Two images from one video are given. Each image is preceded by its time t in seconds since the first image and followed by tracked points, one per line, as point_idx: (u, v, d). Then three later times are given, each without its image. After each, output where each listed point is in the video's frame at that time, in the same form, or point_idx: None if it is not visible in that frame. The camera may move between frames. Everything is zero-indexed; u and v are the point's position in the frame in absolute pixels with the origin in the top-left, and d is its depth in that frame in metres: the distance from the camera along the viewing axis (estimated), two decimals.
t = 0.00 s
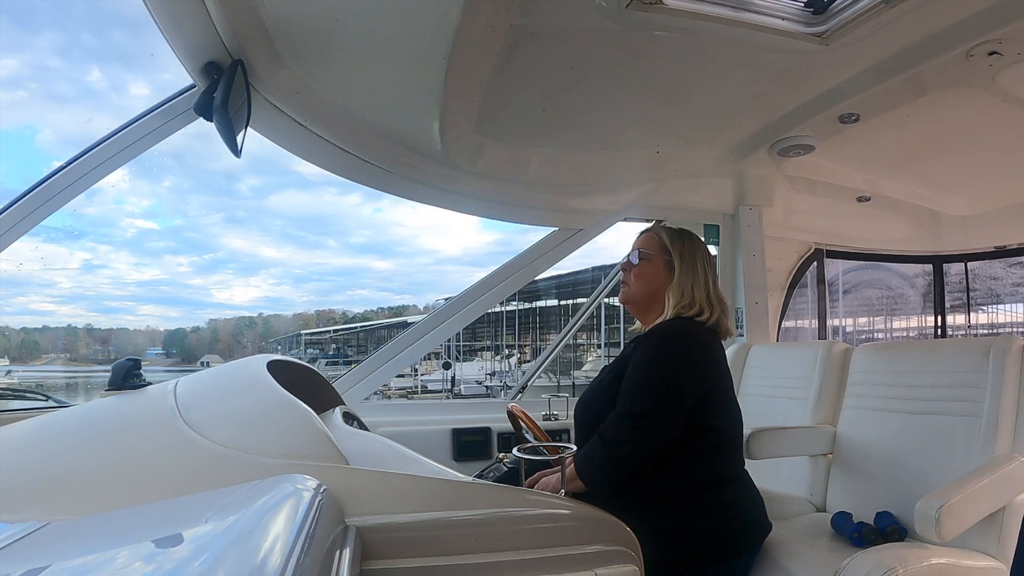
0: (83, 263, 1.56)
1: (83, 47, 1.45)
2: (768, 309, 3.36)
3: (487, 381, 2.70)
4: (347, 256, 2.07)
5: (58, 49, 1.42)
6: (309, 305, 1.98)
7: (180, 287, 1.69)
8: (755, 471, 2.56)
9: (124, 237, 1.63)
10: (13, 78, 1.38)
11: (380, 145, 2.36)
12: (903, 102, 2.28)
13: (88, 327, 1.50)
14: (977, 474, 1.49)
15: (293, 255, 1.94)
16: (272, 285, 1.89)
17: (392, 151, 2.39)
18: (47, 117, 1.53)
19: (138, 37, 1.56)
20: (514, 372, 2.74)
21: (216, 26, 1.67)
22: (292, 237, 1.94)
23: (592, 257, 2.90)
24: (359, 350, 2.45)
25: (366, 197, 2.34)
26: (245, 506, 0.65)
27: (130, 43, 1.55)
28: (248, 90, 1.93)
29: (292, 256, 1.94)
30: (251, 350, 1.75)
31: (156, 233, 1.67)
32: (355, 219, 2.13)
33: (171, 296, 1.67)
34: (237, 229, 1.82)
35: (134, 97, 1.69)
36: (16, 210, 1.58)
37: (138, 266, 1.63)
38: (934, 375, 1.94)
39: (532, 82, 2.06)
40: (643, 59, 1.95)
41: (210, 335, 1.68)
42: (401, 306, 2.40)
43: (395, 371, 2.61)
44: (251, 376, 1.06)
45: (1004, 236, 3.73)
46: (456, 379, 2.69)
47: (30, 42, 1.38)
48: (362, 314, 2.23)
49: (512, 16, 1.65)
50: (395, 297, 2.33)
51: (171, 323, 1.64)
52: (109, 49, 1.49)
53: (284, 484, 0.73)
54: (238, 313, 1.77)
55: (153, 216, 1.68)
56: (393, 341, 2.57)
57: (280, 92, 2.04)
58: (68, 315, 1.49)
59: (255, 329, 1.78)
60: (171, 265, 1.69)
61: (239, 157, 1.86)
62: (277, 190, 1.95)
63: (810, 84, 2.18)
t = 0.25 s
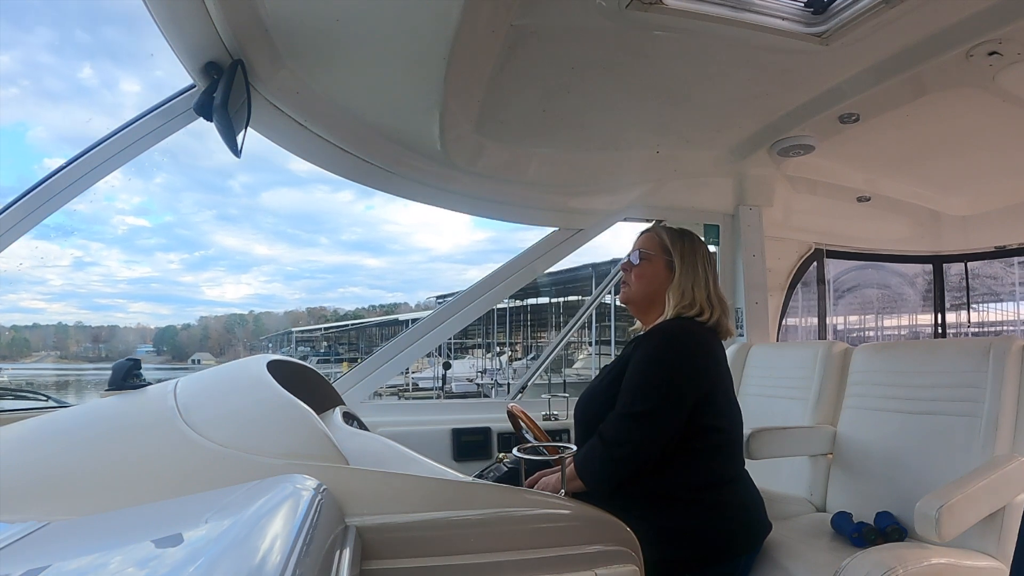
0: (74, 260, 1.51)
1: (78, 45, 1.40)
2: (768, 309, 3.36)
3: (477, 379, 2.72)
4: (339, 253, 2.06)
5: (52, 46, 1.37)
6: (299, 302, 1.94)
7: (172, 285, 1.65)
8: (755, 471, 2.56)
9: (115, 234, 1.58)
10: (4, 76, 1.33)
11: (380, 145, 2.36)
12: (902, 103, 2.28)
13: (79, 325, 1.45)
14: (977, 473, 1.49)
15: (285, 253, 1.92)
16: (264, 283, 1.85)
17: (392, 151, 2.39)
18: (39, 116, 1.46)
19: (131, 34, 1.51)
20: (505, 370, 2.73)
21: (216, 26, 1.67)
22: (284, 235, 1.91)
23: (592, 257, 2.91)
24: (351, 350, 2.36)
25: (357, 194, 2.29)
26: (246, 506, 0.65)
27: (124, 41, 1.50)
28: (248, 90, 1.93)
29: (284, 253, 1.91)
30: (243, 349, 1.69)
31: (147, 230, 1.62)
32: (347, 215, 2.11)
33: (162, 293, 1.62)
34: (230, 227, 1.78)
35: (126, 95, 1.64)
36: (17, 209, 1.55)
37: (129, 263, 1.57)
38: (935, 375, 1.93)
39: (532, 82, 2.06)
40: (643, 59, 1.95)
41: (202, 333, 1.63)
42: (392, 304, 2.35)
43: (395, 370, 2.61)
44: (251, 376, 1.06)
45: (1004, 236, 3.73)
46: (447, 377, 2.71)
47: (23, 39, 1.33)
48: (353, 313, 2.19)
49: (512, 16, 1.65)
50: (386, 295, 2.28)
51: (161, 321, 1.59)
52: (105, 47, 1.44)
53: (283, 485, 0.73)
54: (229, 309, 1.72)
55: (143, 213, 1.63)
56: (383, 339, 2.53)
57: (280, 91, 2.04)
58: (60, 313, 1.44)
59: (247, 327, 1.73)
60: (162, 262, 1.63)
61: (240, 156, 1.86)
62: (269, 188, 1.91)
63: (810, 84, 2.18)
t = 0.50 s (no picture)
0: (64, 257, 1.50)
1: (67, 40, 1.36)
2: (768, 309, 3.36)
3: (468, 376, 2.70)
4: (330, 250, 2.00)
5: (42, 41, 1.33)
6: (291, 300, 1.89)
7: (163, 283, 1.59)
8: (755, 471, 2.56)
9: (106, 231, 1.57)
10: None
11: (380, 145, 2.36)
12: (902, 103, 2.28)
13: (69, 322, 1.42)
14: (977, 474, 1.49)
15: (276, 249, 1.87)
16: (255, 280, 1.80)
17: (392, 151, 2.39)
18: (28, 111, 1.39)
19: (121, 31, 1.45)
20: (495, 367, 2.70)
21: (216, 26, 1.67)
22: (274, 231, 1.87)
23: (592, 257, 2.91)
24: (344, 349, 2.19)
25: (349, 190, 2.26)
26: (245, 506, 0.65)
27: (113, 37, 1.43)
28: (248, 90, 1.93)
29: (275, 250, 1.87)
30: (233, 346, 1.68)
31: (138, 227, 1.59)
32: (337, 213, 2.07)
33: (152, 291, 1.57)
34: (220, 223, 1.74)
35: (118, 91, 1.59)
36: (20, 208, 1.55)
37: (120, 260, 1.54)
38: (935, 375, 1.93)
39: (532, 82, 2.06)
40: (643, 59, 1.95)
41: (193, 330, 1.61)
42: (384, 301, 2.27)
43: (396, 370, 2.62)
44: (251, 376, 1.06)
45: (1004, 236, 3.73)
46: (438, 374, 2.70)
47: (13, 34, 1.30)
48: (344, 309, 2.09)
49: (511, 16, 1.65)
50: (378, 292, 2.20)
51: (153, 319, 1.55)
52: (95, 42, 1.40)
53: (283, 485, 0.73)
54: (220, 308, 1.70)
55: (135, 209, 1.62)
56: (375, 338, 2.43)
57: (280, 91, 2.04)
58: (50, 310, 1.41)
59: (238, 324, 1.71)
60: (152, 259, 1.59)
61: (239, 156, 1.86)
62: (260, 184, 1.88)
63: (810, 84, 2.18)
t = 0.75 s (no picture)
0: (56, 254, 1.53)
1: (61, 36, 1.37)
2: (768, 309, 3.36)
3: (460, 374, 2.70)
4: (322, 247, 2.02)
5: (35, 36, 1.33)
6: (282, 296, 1.92)
7: (154, 279, 1.61)
8: (755, 471, 2.56)
9: (98, 227, 1.59)
10: None
11: (380, 145, 2.36)
12: (902, 103, 2.28)
13: (60, 320, 1.43)
14: (977, 473, 1.49)
15: (269, 246, 1.89)
16: (246, 277, 1.83)
17: (392, 151, 2.39)
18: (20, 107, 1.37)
19: (115, 27, 1.44)
20: (487, 365, 2.71)
21: (216, 26, 1.67)
22: (268, 228, 1.88)
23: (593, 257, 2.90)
24: (335, 345, 2.18)
25: (342, 186, 2.27)
26: (245, 507, 0.64)
27: (107, 33, 1.43)
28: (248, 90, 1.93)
29: (267, 247, 1.89)
30: (225, 344, 1.72)
31: (130, 224, 1.61)
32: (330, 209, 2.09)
33: (144, 287, 1.58)
34: (213, 220, 1.75)
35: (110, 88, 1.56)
36: (22, 206, 1.53)
37: (111, 257, 1.55)
38: (935, 375, 1.93)
39: (532, 81, 2.06)
40: (643, 59, 1.95)
41: (184, 327, 1.63)
42: (376, 298, 2.28)
43: (396, 370, 2.61)
44: (252, 376, 1.06)
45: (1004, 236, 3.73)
46: (428, 371, 2.67)
47: (5, 30, 1.29)
48: (336, 306, 2.11)
49: (511, 16, 1.65)
50: (370, 289, 2.21)
51: (143, 315, 1.56)
52: (89, 38, 1.40)
53: (284, 486, 0.73)
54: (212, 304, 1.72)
55: (126, 206, 1.65)
56: (365, 336, 2.38)
57: (280, 91, 2.04)
58: (40, 307, 1.42)
59: (228, 321, 1.74)
60: (144, 256, 1.61)
61: (239, 156, 1.86)
62: (253, 181, 1.89)
63: (810, 84, 2.18)
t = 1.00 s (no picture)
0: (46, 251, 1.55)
1: (52, 33, 1.36)
2: (768, 309, 3.36)
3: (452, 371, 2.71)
4: (313, 245, 2.00)
5: (25, 33, 1.32)
6: (274, 294, 1.89)
7: (146, 278, 1.59)
8: (755, 471, 2.57)
9: (88, 225, 1.61)
10: None
11: (380, 144, 2.36)
12: (902, 102, 2.28)
13: (51, 318, 1.42)
14: (977, 474, 1.49)
15: (260, 244, 1.87)
16: (237, 275, 1.81)
17: (392, 151, 2.39)
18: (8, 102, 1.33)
19: (108, 24, 1.43)
20: (478, 363, 2.71)
21: (216, 26, 1.67)
22: (259, 226, 1.85)
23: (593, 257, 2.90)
24: (327, 344, 2.15)
25: (333, 185, 2.23)
26: (245, 507, 0.64)
27: (99, 31, 1.42)
28: (248, 90, 1.93)
29: (259, 245, 1.86)
30: (216, 342, 1.70)
31: (121, 221, 1.61)
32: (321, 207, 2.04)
33: (136, 286, 1.57)
34: (204, 218, 1.73)
35: (101, 84, 1.52)
36: (22, 205, 1.53)
37: (101, 255, 1.55)
38: (935, 375, 1.93)
39: (531, 82, 2.06)
40: (643, 59, 1.94)
41: (175, 325, 1.63)
42: (367, 297, 2.23)
43: (396, 370, 2.61)
44: (252, 376, 1.06)
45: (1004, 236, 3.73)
46: (420, 369, 2.66)
47: None
48: (328, 305, 2.08)
49: (511, 16, 1.65)
50: (361, 287, 2.17)
51: (135, 313, 1.55)
52: (81, 35, 1.39)
53: (284, 485, 0.74)
54: (203, 301, 1.71)
55: (116, 203, 1.64)
56: (357, 335, 2.34)
57: (280, 91, 2.04)
58: (31, 305, 1.42)
59: (219, 319, 1.72)
60: (135, 254, 1.59)
61: (239, 156, 1.86)
62: (245, 178, 1.85)
63: (810, 84, 2.18)
